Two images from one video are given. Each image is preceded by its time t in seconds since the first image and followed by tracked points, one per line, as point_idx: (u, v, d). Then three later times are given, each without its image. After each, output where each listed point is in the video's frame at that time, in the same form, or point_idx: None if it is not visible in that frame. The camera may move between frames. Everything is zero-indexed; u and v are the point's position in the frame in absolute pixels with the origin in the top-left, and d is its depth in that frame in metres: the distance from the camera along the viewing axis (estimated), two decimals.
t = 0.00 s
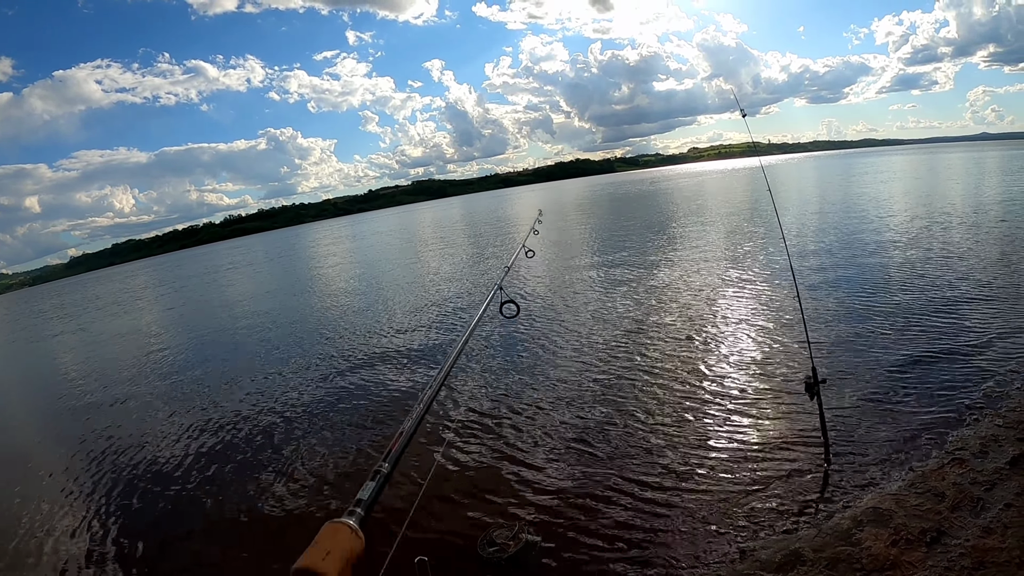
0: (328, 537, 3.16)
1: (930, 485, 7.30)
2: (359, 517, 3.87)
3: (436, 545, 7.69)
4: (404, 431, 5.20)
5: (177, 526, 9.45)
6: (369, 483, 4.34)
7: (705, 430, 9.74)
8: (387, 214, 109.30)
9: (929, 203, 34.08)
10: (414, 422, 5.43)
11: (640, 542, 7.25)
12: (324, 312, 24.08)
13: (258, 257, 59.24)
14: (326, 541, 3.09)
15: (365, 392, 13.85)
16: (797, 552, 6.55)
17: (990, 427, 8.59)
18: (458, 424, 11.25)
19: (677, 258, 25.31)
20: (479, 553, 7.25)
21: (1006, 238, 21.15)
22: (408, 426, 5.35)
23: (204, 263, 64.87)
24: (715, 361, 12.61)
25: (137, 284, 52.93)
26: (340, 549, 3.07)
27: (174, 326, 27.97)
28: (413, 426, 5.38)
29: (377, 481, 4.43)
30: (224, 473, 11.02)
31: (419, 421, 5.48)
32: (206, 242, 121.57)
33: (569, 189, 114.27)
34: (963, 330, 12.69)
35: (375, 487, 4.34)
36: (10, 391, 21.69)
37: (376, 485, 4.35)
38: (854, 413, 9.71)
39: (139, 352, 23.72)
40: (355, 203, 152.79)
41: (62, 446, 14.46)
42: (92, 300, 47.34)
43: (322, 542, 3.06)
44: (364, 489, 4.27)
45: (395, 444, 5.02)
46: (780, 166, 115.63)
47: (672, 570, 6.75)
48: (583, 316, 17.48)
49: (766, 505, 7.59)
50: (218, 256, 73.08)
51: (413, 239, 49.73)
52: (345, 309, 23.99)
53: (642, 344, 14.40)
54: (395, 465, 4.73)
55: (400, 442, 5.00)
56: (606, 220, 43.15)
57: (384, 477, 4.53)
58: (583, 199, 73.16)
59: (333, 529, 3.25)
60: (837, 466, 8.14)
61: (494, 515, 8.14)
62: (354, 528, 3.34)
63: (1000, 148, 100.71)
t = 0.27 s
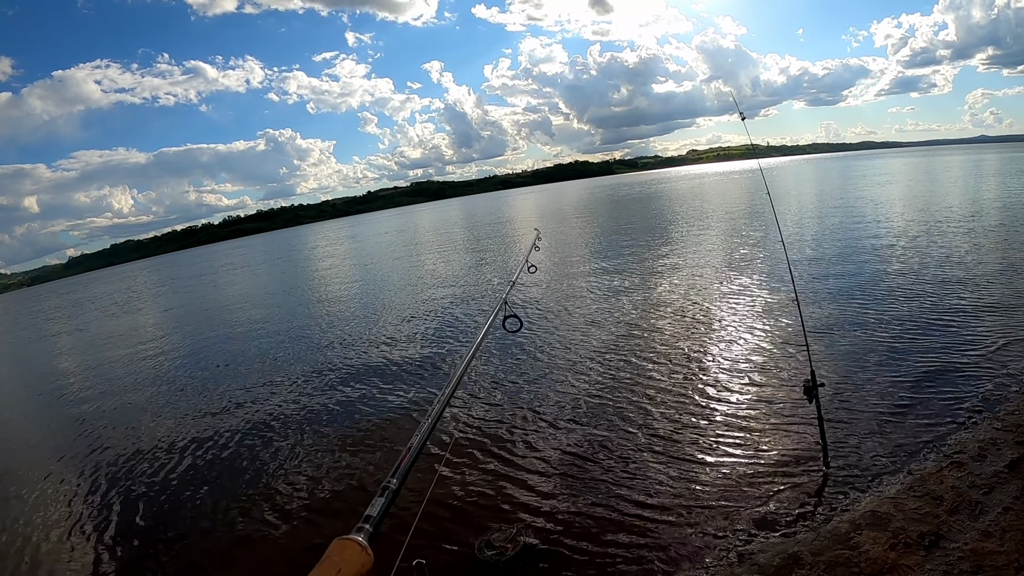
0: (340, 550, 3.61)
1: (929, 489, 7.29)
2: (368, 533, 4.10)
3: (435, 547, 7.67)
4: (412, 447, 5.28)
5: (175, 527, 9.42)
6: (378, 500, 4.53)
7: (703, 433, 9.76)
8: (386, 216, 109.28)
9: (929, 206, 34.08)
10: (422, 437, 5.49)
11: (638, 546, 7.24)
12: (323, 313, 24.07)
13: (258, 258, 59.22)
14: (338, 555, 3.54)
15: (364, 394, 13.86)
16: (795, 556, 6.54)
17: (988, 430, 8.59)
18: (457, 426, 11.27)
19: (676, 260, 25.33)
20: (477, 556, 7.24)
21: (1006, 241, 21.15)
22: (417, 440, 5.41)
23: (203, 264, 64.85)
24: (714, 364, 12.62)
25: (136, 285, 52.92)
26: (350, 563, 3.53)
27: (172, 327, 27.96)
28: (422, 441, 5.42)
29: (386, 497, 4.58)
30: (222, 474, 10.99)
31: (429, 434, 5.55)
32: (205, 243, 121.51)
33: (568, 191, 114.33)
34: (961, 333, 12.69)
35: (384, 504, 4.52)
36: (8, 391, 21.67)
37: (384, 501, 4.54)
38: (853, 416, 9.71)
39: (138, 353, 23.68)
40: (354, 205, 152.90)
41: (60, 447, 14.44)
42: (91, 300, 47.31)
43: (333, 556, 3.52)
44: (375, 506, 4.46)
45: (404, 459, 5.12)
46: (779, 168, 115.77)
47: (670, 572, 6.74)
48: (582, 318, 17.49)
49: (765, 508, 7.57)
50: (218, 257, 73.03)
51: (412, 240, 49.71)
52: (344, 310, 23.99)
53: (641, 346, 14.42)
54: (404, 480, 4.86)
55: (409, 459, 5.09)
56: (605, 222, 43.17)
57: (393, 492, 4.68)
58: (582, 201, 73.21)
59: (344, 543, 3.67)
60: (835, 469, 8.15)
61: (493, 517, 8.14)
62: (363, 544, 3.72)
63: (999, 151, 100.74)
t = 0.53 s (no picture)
0: (352, 535, 3.03)
1: (932, 488, 7.28)
2: (378, 516, 3.44)
3: (438, 548, 7.65)
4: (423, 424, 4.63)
5: (176, 528, 9.38)
6: (387, 482, 3.82)
7: (705, 433, 9.75)
8: (386, 217, 109.28)
9: (928, 206, 34.10)
10: (432, 417, 4.87)
11: (641, 546, 7.22)
12: (323, 314, 24.06)
13: (257, 259, 59.19)
14: (349, 541, 2.96)
15: (364, 394, 13.84)
16: (799, 556, 6.52)
17: (990, 429, 8.58)
18: (458, 426, 11.26)
19: (676, 261, 25.35)
20: (480, 557, 7.22)
21: (1005, 241, 21.16)
22: (427, 420, 4.75)
23: (202, 265, 64.85)
24: (715, 364, 12.62)
25: (136, 286, 52.90)
26: (362, 548, 2.95)
27: (172, 328, 27.94)
28: (432, 420, 4.81)
29: (397, 479, 3.89)
30: (223, 475, 10.97)
31: (436, 418, 4.88)
32: (205, 244, 121.47)
33: (568, 192, 114.35)
34: (962, 333, 12.69)
35: (394, 486, 3.81)
36: (8, 392, 21.64)
37: (394, 483, 3.82)
38: (855, 416, 9.70)
39: (137, 354, 23.66)
40: (354, 206, 152.94)
41: (60, 448, 14.41)
42: (90, 301, 47.29)
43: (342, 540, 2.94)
44: (384, 488, 3.74)
45: (413, 439, 4.44)
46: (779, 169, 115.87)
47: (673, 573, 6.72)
48: (583, 319, 17.49)
49: (769, 508, 7.56)
50: (217, 258, 73.00)
51: (411, 241, 49.71)
52: (344, 311, 23.98)
53: (641, 347, 14.43)
54: (415, 461, 4.18)
55: (419, 438, 4.38)
56: (605, 223, 43.20)
57: (403, 474, 3.98)
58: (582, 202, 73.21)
59: (354, 526, 3.10)
60: (838, 470, 8.14)
61: (495, 518, 8.13)
62: (375, 527, 3.14)
63: (998, 151, 100.79)
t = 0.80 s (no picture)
0: (353, 490, 2.75)
1: (935, 488, 7.26)
2: (382, 474, 3.20)
3: (440, 550, 7.62)
4: (429, 385, 4.48)
5: (176, 530, 9.34)
6: (394, 436, 3.61)
7: (707, 434, 9.74)
8: (385, 217, 109.29)
9: (927, 206, 34.11)
10: (438, 377, 4.74)
11: (644, 548, 7.20)
12: (322, 315, 24.04)
13: (256, 260, 59.18)
14: (349, 496, 2.67)
15: (365, 395, 13.81)
16: (803, 557, 6.50)
17: (993, 429, 8.56)
18: (459, 428, 11.24)
19: (676, 261, 25.36)
20: (482, 559, 7.19)
21: (1005, 241, 21.16)
22: (433, 379, 4.63)
23: (201, 266, 64.82)
24: (715, 365, 12.60)
25: (135, 287, 52.85)
26: (364, 507, 2.65)
27: (172, 328, 27.92)
28: (438, 380, 4.67)
29: (402, 432, 3.69)
30: (223, 477, 10.92)
31: (442, 378, 4.76)
32: (204, 245, 121.41)
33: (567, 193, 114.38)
34: (964, 333, 12.67)
35: (401, 440, 3.60)
36: (6, 394, 21.60)
37: (402, 438, 3.62)
38: (857, 416, 9.68)
39: (136, 355, 23.62)
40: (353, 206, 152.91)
41: (59, 449, 14.39)
42: (89, 302, 47.25)
43: (342, 498, 2.63)
44: (389, 442, 3.53)
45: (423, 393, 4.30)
46: (778, 169, 115.97)
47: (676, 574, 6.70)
48: (583, 320, 17.48)
49: (771, 509, 7.54)
50: (216, 259, 72.96)
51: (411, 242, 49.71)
52: (344, 312, 23.96)
53: (642, 347, 14.40)
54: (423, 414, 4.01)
55: (429, 393, 4.29)
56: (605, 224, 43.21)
57: (411, 428, 3.81)
58: (581, 202, 73.21)
59: (355, 482, 2.80)
60: (841, 470, 8.12)
61: (497, 519, 8.11)
62: (379, 483, 2.86)
63: (997, 151, 100.88)
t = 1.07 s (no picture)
0: (367, 482, 2.19)
1: (935, 488, 7.26)
2: (399, 465, 2.52)
3: (440, 551, 7.62)
4: (451, 363, 3.52)
5: (175, 531, 9.32)
6: (411, 424, 2.81)
7: (706, 434, 9.75)
8: (384, 217, 109.32)
9: (926, 206, 34.13)
10: (463, 348, 3.82)
11: (644, 548, 7.21)
12: (321, 315, 24.04)
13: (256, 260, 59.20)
14: (363, 488, 2.12)
15: (364, 396, 13.81)
16: (803, 557, 6.50)
17: (992, 429, 8.56)
18: (459, 428, 11.24)
19: (675, 261, 25.38)
20: (482, 560, 7.19)
21: (1004, 241, 21.18)
22: (458, 349, 3.74)
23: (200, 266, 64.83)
24: (715, 365, 12.61)
25: (134, 288, 52.82)
26: (381, 500, 2.10)
27: (171, 329, 27.93)
28: (462, 356, 3.68)
29: (421, 420, 2.88)
30: (223, 478, 10.90)
31: (471, 346, 3.88)
32: (203, 246, 121.35)
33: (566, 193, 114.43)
34: (963, 332, 12.69)
35: (419, 427, 2.80)
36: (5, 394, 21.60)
37: (421, 426, 2.83)
38: (856, 416, 9.68)
39: (136, 355, 23.63)
40: (352, 207, 152.87)
41: (59, 449, 14.39)
42: (88, 303, 47.24)
43: (356, 490, 2.08)
44: (406, 429, 2.74)
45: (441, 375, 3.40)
46: (777, 169, 116.02)
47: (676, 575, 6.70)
48: (582, 320, 17.49)
49: (771, 509, 7.55)
50: (216, 259, 72.98)
51: (410, 242, 49.73)
52: (343, 312, 23.97)
53: (641, 347, 14.41)
54: (444, 400, 3.20)
55: (450, 373, 3.38)
56: (604, 224, 43.20)
57: (430, 417, 3.00)
58: (580, 202, 73.23)
59: (369, 474, 2.25)
60: (840, 470, 8.12)
61: (497, 520, 8.12)
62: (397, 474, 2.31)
63: (996, 151, 100.95)
